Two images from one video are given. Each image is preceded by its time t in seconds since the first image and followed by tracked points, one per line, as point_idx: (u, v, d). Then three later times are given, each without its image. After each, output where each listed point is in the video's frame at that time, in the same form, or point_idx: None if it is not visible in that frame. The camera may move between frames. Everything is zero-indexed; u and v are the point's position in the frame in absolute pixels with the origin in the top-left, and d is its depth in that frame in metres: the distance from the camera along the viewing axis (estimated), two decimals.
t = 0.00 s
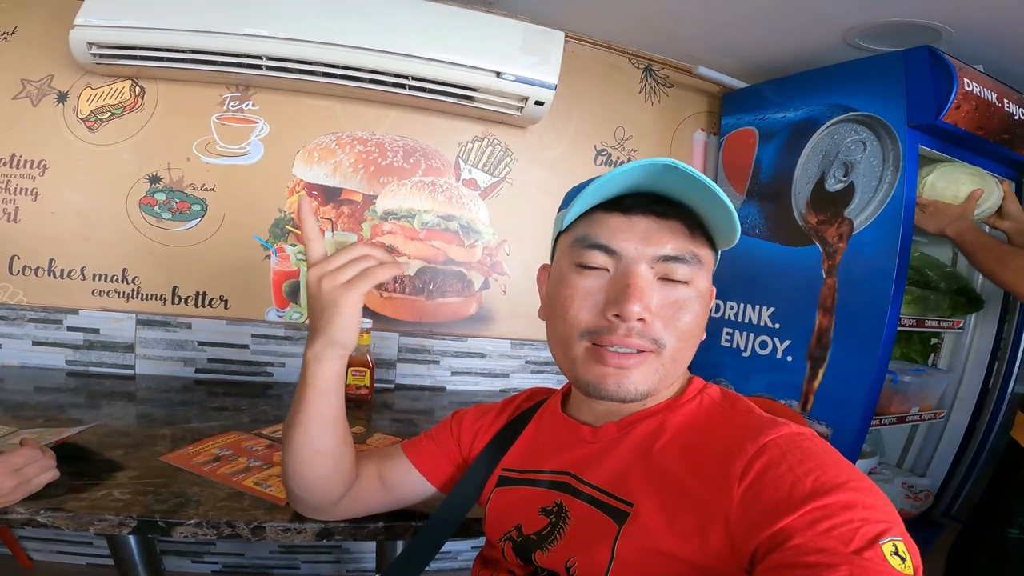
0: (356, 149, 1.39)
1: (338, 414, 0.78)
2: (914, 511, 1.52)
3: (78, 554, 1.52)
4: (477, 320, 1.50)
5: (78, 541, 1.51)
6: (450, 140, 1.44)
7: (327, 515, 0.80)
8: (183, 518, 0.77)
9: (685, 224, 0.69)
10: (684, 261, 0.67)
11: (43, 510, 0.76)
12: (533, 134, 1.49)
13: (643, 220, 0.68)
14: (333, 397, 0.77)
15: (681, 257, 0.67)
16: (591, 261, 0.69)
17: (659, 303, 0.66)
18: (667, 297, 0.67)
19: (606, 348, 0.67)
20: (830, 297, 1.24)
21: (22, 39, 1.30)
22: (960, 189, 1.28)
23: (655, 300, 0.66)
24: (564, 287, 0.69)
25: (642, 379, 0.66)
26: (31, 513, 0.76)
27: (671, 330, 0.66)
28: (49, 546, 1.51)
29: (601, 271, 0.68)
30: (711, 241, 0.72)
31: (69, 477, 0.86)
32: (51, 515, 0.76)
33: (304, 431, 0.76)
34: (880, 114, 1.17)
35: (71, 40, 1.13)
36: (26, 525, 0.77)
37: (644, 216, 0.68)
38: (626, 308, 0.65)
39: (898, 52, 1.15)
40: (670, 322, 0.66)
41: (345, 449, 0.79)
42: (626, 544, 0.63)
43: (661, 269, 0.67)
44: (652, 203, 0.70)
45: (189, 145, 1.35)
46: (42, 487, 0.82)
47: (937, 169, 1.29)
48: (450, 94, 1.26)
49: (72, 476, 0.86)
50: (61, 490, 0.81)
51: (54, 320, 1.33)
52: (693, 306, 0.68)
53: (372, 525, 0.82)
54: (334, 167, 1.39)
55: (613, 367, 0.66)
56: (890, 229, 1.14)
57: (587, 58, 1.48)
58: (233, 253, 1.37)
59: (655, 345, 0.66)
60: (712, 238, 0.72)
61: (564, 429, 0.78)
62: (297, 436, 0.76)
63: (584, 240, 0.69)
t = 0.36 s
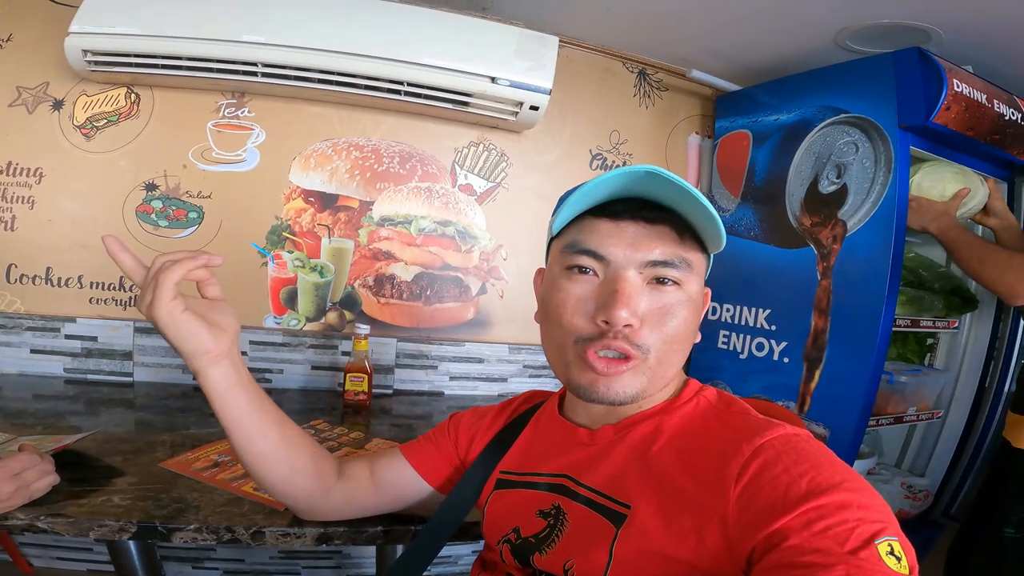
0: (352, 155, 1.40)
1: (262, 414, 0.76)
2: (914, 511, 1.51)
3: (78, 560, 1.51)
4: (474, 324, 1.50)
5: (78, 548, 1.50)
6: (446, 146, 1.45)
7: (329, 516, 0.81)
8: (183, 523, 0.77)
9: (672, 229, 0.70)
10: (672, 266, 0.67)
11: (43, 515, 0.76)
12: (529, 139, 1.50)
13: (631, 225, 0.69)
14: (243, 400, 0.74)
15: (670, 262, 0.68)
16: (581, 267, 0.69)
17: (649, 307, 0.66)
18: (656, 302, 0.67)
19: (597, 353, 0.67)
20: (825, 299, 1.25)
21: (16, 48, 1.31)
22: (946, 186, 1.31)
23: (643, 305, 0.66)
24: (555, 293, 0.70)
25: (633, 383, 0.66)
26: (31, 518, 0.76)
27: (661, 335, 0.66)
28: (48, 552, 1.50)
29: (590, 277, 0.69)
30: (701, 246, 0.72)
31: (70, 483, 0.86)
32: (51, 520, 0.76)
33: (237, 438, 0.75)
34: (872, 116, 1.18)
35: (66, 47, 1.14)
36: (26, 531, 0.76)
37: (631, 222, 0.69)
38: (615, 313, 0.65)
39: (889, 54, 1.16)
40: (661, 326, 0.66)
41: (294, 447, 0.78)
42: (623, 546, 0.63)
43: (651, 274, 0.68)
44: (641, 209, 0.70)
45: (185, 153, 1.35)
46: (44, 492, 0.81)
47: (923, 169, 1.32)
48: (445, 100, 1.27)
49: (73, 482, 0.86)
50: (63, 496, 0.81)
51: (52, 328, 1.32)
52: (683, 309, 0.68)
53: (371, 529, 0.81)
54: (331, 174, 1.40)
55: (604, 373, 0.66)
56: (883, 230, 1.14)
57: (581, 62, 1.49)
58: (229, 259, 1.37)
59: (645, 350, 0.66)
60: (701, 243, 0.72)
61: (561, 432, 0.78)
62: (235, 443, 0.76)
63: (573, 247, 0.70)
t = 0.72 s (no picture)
0: (344, 158, 1.39)
1: (310, 421, 0.78)
2: (912, 509, 1.52)
3: (75, 566, 1.50)
4: (469, 327, 1.49)
5: (75, 553, 1.48)
6: (439, 148, 1.45)
7: (323, 524, 0.79)
8: (178, 529, 0.76)
9: (662, 230, 0.69)
10: (663, 267, 0.67)
11: (38, 522, 0.75)
12: (522, 140, 1.49)
13: (620, 227, 0.69)
14: (297, 406, 0.77)
15: (661, 263, 0.67)
16: (572, 271, 0.69)
17: (640, 309, 0.66)
18: (648, 304, 0.67)
19: (590, 356, 0.67)
20: (819, 297, 1.25)
21: (3, 53, 1.30)
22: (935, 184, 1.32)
23: (635, 307, 0.66)
24: (546, 297, 0.69)
25: (627, 386, 0.66)
26: (25, 525, 0.75)
27: (654, 337, 0.67)
28: (46, 557, 1.49)
29: (581, 281, 0.68)
30: (691, 245, 0.72)
31: (67, 489, 0.85)
32: (45, 527, 0.75)
33: (275, 439, 0.76)
34: (863, 115, 1.18)
35: (53, 52, 1.13)
36: (21, 537, 0.75)
37: (621, 224, 0.69)
38: (607, 317, 0.65)
39: (879, 53, 1.17)
40: (653, 328, 0.66)
41: (324, 454, 0.79)
42: (618, 549, 0.63)
43: (642, 276, 0.68)
44: (630, 210, 0.70)
45: (175, 157, 1.34)
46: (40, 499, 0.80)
47: (913, 166, 1.33)
48: (437, 102, 1.26)
49: (70, 488, 0.85)
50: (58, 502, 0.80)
51: (44, 335, 1.31)
52: (675, 310, 0.68)
53: (368, 534, 0.80)
54: (323, 177, 1.39)
55: (598, 376, 0.66)
56: (875, 228, 1.14)
57: (573, 63, 1.49)
58: (221, 264, 1.36)
59: (638, 352, 0.66)
60: (691, 242, 0.72)
61: (556, 435, 0.77)
62: (270, 442, 0.77)
63: (563, 250, 0.70)
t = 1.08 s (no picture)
0: (346, 154, 1.39)
1: (340, 435, 0.78)
2: (908, 510, 1.53)
3: (70, 561, 1.50)
4: (469, 325, 1.49)
5: (70, 549, 1.48)
6: (442, 145, 1.44)
7: (323, 521, 0.80)
8: (176, 525, 0.76)
9: (654, 226, 0.70)
10: (657, 263, 0.68)
11: (34, 517, 0.75)
12: (524, 139, 1.49)
13: (613, 225, 0.69)
14: (330, 413, 0.76)
15: (655, 259, 0.68)
16: (566, 269, 0.69)
17: (635, 305, 0.66)
18: (643, 299, 0.67)
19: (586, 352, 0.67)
20: (819, 298, 1.25)
21: (5, 46, 1.29)
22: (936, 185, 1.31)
23: (631, 303, 0.66)
24: (541, 295, 0.69)
25: (623, 382, 0.66)
26: (22, 520, 0.75)
27: (649, 333, 0.66)
28: (41, 554, 1.49)
29: (576, 278, 0.69)
30: (685, 242, 0.72)
31: (64, 484, 0.85)
32: (41, 523, 0.75)
33: (301, 435, 0.76)
34: (864, 115, 1.19)
35: (57, 46, 1.13)
36: (18, 533, 0.76)
37: (613, 221, 0.69)
38: (601, 313, 0.65)
39: (882, 54, 1.17)
40: (648, 323, 0.66)
41: (343, 461, 0.79)
42: (619, 548, 0.63)
43: (636, 272, 0.68)
44: (621, 207, 0.71)
45: (177, 152, 1.34)
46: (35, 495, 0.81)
47: (915, 168, 1.32)
48: (439, 99, 1.26)
49: (67, 483, 0.85)
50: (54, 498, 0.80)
51: (43, 329, 1.31)
52: (670, 306, 0.68)
53: (367, 531, 0.81)
54: (325, 173, 1.39)
55: (593, 372, 0.66)
56: (876, 230, 1.15)
57: (576, 62, 1.49)
58: (222, 260, 1.36)
59: (633, 348, 0.66)
60: (685, 238, 0.72)
61: (557, 434, 0.78)
62: (297, 438, 0.77)
63: (557, 249, 0.70)
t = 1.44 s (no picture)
0: (343, 153, 1.39)
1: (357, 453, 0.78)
2: (903, 508, 1.53)
3: (65, 561, 1.49)
4: (466, 323, 1.49)
5: (64, 549, 1.47)
6: (439, 143, 1.44)
7: (320, 521, 0.79)
8: (171, 524, 0.75)
9: (636, 222, 0.70)
10: (641, 258, 0.68)
11: (28, 517, 0.74)
12: (521, 137, 1.49)
13: (596, 222, 0.69)
14: (357, 431, 0.77)
15: (639, 254, 0.68)
16: (552, 268, 0.69)
17: (622, 301, 0.66)
18: (630, 294, 0.67)
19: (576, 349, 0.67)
20: (816, 297, 1.26)
21: None
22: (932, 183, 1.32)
23: (617, 299, 0.66)
24: (530, 295, 0.70)
25: (612, 378, 0.66)
26: (15, 520, 0.74)
27: (637, 328, 0.66)
28: (35, 553, 1.48)
29: (563, 277, 0.69)
30: (668, 235, 0.72)
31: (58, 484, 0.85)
32: (35, 522, 0.74)
33: (322, 440, 0.77)
34: (860, 114, 1.19)
35: (52, 44, 1.12)
36: (12, 533, 0.75)
37: (596, 219, 0.69)
38: (588, 310, 0.65)
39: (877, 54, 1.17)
40: (636, 318, 0.66)
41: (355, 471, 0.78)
42: (617, 546, 0.63)
43: (621, 268, 0.68)
44: (603, 205, 0.71)
45: (172, 150, 1.33)
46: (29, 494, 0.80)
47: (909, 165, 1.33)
48: (437, 98, 1.26)
49: (62, 482, 0.85)
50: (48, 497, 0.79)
51: (37, 327, 1.30)
52: (657, 300, 0.68)
53: (364, 530, 0.80)
54: (322, 171, 1.38)
55: (583, 369, 0.66)
56: (872, 228, 1.15)
57: (573, 60, 1.49)
58: (218, 258, 1.36)
59: (622, 344, 0.66)
60: (668, 231, 0.72)
61: (554, 432, 0.78)
62: (317, 442, 0.77)
63: (542, 249, 0.70)
